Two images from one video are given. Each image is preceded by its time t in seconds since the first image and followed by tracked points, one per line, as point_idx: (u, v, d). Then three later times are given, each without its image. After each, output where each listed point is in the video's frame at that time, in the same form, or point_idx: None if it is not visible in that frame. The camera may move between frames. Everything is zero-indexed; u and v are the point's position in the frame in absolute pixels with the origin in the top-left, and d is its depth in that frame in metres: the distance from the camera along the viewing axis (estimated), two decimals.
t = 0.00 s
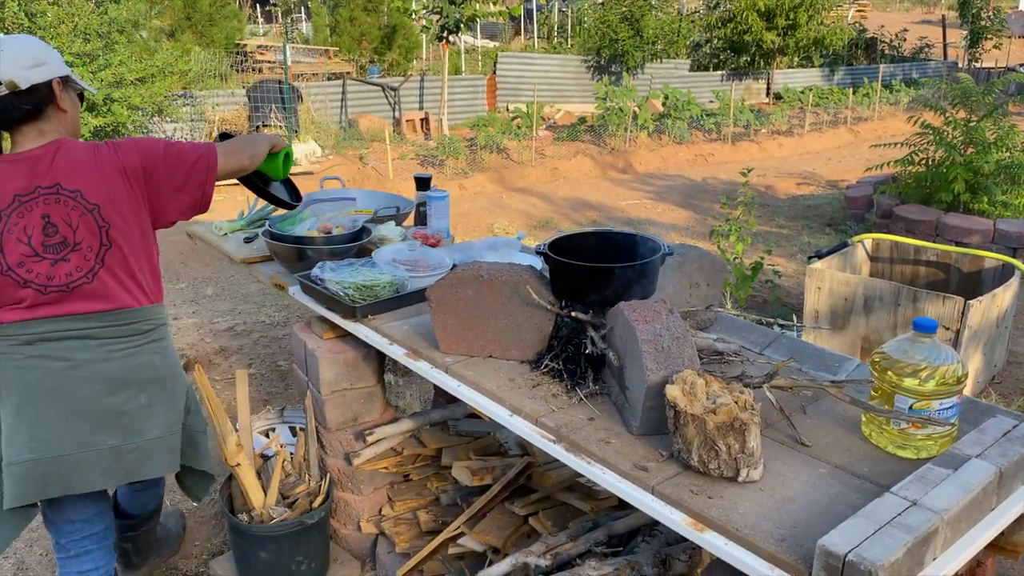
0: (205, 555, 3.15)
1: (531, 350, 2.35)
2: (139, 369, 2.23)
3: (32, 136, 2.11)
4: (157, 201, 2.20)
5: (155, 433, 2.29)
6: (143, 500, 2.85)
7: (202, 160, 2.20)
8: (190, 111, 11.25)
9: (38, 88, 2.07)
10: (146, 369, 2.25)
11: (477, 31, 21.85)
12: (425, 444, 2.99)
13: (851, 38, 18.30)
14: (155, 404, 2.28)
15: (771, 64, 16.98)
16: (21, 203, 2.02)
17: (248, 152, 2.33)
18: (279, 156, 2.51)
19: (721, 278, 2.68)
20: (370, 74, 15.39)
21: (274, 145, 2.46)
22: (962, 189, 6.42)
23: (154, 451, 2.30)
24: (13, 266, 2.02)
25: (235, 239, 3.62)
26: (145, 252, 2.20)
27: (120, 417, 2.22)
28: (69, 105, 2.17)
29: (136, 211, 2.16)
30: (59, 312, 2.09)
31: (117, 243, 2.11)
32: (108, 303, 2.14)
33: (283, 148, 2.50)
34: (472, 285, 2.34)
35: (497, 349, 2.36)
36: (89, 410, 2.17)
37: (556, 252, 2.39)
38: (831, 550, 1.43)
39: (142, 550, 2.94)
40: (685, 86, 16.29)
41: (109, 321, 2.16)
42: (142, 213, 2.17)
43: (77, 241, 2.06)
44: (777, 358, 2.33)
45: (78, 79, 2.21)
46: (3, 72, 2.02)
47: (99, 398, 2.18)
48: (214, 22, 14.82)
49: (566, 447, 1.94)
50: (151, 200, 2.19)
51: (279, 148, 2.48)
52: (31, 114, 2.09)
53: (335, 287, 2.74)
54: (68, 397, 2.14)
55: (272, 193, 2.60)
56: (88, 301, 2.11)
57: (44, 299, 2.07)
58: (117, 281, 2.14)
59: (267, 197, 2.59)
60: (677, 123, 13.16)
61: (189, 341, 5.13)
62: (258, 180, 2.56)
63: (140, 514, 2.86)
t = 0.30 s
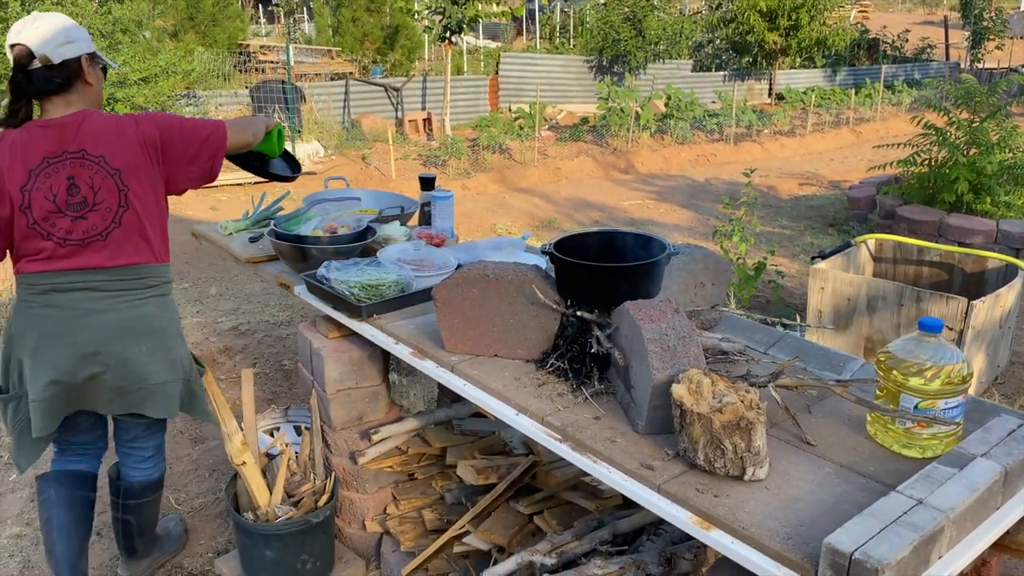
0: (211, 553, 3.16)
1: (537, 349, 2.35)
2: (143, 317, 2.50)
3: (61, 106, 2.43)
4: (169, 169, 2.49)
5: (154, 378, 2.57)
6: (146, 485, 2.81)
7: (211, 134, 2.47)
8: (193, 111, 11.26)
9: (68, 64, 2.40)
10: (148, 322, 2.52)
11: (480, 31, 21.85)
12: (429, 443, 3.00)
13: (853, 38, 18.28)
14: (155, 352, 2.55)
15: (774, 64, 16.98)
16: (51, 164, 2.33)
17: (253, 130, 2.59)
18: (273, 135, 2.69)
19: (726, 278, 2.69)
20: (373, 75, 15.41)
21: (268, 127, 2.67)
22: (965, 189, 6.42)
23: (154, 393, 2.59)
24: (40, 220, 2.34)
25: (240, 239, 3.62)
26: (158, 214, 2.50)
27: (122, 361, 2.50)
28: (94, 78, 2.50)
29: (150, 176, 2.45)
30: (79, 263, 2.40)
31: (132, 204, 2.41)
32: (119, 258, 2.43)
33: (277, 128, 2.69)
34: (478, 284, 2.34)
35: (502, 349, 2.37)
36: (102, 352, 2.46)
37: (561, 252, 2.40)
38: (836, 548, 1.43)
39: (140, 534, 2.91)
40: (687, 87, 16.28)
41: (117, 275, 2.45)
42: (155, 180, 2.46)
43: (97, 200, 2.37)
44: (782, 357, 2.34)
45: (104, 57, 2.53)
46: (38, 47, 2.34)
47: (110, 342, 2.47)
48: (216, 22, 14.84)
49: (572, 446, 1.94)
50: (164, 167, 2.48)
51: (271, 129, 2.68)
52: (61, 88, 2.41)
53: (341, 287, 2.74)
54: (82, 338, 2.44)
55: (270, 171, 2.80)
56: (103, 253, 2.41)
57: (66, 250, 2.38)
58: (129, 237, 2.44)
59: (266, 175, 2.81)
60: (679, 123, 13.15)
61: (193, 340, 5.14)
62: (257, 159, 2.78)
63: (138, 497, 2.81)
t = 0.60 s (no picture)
0: (214, 553, 3.16)
1: (541, 349, 2.35)
2: (135, 296, 2.58)
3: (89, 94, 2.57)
4: (183, 152, 2.57)
5: (133, 355, 2.59)
6: (145, 475, 2.86)
7: (224, 118, 2.59)
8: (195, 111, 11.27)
9: (97, 56, 2.52)
10: (142, 300, 2.59)
11: (481, 31, 21.87)
12: (432, 442, 3.00)
13: (855, 39, 18.28)
14: (145, 331, 2.60)
15: (775, 65, 16.98)
16: (71, 139, 2.44)
17: (263, 111, 2.72)
18: (292, 117, 2.82)
19: (729, 278, 2.69)
20: (375, 75, 15.42)
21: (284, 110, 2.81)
22: (967, 190, 6.41)
23: (136, 369, 2.59)
24: (59, 190, 2.48)
25: (243, 239, 3.63)
26: (163, 196, 2.57)
27: (113, 335, 2.57)
28: (122, 68, 2.62)
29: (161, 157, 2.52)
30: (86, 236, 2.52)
31: (136, 183, 2.49)
32: (120, 233, 2.52)
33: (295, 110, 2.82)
34: (481, 284, 2.35)
35: (506, 349, 2.37)
36: (98, 323, 2.56)
37: (565, 252, 2.40)
38: (841, 548, 1.43)
39: (143, 529, 2.94)
40: (689, 87, 16.27)
41: (118, 250, 2.54)
42: (165, 162, 2.53)
43: (105, 176, 2.46)
44: (785, 357, 2.34)
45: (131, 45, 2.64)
46: (71, 40, 2.47)
47: (104, 315, 2.56)
48: (218, 22, 14.86)
49: (576, 446, 1.95)
50: (177, 152, 2.56)
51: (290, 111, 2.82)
52: (91, 77, 2.54)
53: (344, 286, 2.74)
54: (80, 307, 2.55)
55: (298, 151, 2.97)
56: (106, 227, 2.51)
57: (76, 219, 2.51)
58: (133, 215, 2.52)
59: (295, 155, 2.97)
60: (681, 124, 13.15)
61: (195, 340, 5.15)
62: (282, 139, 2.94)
63: (139, 489, 2.85)
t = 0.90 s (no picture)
0: (215, 552, 3.17)
1: (542, 349, 2.36)
2: (139, 266, 2.67)
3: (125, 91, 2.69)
4: (201, 138, 2.67)
5: (130, 318, 2.65)
6: (146, 453, 2.83)
7: (242, 114, 2.71)
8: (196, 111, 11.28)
9: (132, 57, 2.64)
10: (144, 271, 2.68)
11: (481, 32, 21.88)
12: (434, 442, 3.00)
13: (855, 40, 18.30)
14: (147, 299, 2.68)
15: (775, 66, 17.00)
16: (103, 118, 2.59)
17: (281, 113, 2.83)
18: (324, 131, 2.98)
19: (731, 278, 2.69)
20: (375, 75, 15.44)
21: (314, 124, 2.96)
22: (967, 191, 6.42)
23: (129, 331, 2.65)
24: (89, 165, 2.63)
25: (244, 239, 3.63)
26: (177, 176, 2.66)
27: (113, 300, 2.65)
28: (158, 68, 2.74)
29: (182, 141, 2.62)
30: (104, 209, 2.64)
31: (153, 159, 2.59)
32: (131, 206, 2.63)
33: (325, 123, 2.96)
34: (483, 285, 2.35)
35: (507, 349, 2.38)
36: (104, 289, 2.65)
37: (567, 252, 2.40)
38: (843, 548, 1.44)
39: (142, 512, 2.91)
40: (689, 88, 16.29)
41: (127, 221, 2.64)
42: (183, 145, 2.63)
43: (125, 151, 2.57)
44: (787, 358, 2.34)
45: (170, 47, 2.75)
46: (110, 43, 2.60)
47: (110, 281, 2.65)
48: (218, 22, 14.87)
49: (578, 445, 1.95)
50: (196, 137, 2.66)
51: (320, 123, 2.96)
52: (129, 75, 2.68)
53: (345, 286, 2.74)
54: (90, 272, 2.66)
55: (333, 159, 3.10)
56: (122, 201, 2.63)
57: (99, 193, 2.65)
58: (146, 191, 2.63)
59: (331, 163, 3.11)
60: (681, 124, 13.15)
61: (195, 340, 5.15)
62: (319, 152, 3.07)
63: (139, 466, 2.83)
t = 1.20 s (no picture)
0: (214, 552, 3.17)
1: (542, 349, 2.36)
2: (142, 239, 2.76)
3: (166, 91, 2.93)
4: (228, 137, 2.81)
5: (125, 286, 2.73)
6: (127, 432, 2.88)
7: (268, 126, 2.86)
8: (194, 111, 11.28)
9: (173, 61, 2.88)
10: (145, 244, 2.77)
11: (480, 32, 21.87)
12: (433, 443, 3.00)
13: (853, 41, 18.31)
14: (145, 270, 2.76)
15: (773, 68, 17.02)
16: (141, 105, 2.80)
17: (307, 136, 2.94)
18: (353, 162, 3.02)
19: (730, 280, 2.69)
20: (374, 75, 15.44)
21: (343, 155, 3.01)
22: (965, 193, 6.44)
23: (121, 296, 2.72)
24: (122, 146, 2.81)
25: (243, 239, 3.63)
26: (195, 165, 2.80)
27: (114, 267, 2.74)
28: (196, 72, 2.97)
29: (208, 135, 2.76)
30: (123, 186, 2.80)
31: (176, 144, 2.74)
32: (146, 185, 2.76)
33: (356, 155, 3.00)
34: (483, 285, 2.36)
35: (507, 350, 2.38)
36: (109, 257, 2.75)
37: (565, 252, 2.41)
38: (843, 549, 1.44)
39: (116, 490, 2.90)
40: (687, 89, 16.30)
41: (139, 196, 2.76)
42: (207, 138, 2.77)
43: (154, 134, 2.75)
44: (787, 360, 2.34)
45: (211, 54, 2.98)
46: (153, 47, 2.85)
47: (113, 249, 2.74)
48: (217, 23, 14.86)
49: (577, 446, 1.95)
50: (223, 136, 2.80)
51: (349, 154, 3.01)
52: (169, 77, 2.91)
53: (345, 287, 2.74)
54: (98, 239, 2.77)
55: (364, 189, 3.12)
56: (139, 178, 2.77)
57: (123, 171, 2.81)
58: (164, 172, 2.76)
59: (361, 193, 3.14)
60: (679, 125, 13.15)
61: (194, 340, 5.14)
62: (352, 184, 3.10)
63: (118, 443, 2.87)
